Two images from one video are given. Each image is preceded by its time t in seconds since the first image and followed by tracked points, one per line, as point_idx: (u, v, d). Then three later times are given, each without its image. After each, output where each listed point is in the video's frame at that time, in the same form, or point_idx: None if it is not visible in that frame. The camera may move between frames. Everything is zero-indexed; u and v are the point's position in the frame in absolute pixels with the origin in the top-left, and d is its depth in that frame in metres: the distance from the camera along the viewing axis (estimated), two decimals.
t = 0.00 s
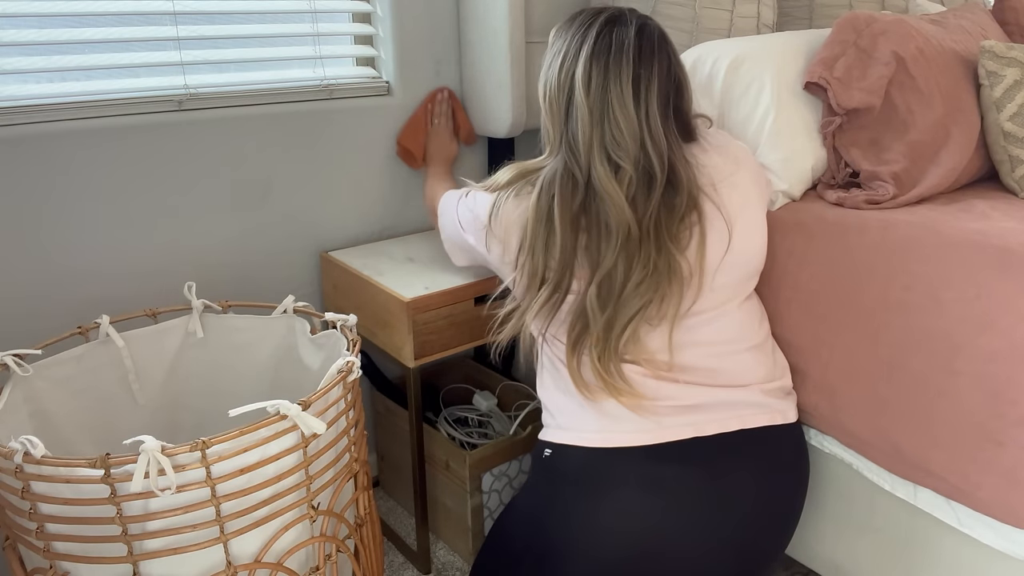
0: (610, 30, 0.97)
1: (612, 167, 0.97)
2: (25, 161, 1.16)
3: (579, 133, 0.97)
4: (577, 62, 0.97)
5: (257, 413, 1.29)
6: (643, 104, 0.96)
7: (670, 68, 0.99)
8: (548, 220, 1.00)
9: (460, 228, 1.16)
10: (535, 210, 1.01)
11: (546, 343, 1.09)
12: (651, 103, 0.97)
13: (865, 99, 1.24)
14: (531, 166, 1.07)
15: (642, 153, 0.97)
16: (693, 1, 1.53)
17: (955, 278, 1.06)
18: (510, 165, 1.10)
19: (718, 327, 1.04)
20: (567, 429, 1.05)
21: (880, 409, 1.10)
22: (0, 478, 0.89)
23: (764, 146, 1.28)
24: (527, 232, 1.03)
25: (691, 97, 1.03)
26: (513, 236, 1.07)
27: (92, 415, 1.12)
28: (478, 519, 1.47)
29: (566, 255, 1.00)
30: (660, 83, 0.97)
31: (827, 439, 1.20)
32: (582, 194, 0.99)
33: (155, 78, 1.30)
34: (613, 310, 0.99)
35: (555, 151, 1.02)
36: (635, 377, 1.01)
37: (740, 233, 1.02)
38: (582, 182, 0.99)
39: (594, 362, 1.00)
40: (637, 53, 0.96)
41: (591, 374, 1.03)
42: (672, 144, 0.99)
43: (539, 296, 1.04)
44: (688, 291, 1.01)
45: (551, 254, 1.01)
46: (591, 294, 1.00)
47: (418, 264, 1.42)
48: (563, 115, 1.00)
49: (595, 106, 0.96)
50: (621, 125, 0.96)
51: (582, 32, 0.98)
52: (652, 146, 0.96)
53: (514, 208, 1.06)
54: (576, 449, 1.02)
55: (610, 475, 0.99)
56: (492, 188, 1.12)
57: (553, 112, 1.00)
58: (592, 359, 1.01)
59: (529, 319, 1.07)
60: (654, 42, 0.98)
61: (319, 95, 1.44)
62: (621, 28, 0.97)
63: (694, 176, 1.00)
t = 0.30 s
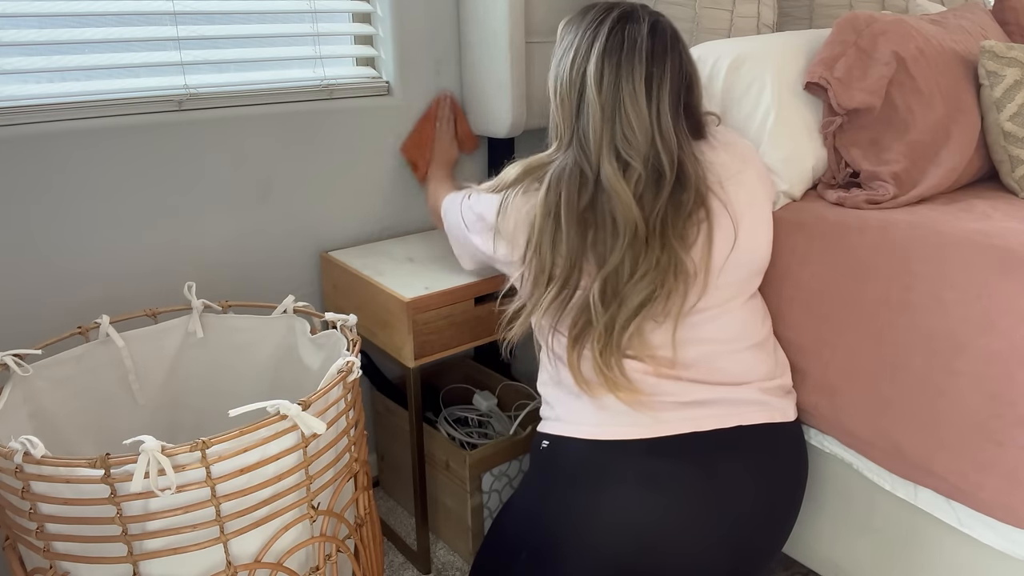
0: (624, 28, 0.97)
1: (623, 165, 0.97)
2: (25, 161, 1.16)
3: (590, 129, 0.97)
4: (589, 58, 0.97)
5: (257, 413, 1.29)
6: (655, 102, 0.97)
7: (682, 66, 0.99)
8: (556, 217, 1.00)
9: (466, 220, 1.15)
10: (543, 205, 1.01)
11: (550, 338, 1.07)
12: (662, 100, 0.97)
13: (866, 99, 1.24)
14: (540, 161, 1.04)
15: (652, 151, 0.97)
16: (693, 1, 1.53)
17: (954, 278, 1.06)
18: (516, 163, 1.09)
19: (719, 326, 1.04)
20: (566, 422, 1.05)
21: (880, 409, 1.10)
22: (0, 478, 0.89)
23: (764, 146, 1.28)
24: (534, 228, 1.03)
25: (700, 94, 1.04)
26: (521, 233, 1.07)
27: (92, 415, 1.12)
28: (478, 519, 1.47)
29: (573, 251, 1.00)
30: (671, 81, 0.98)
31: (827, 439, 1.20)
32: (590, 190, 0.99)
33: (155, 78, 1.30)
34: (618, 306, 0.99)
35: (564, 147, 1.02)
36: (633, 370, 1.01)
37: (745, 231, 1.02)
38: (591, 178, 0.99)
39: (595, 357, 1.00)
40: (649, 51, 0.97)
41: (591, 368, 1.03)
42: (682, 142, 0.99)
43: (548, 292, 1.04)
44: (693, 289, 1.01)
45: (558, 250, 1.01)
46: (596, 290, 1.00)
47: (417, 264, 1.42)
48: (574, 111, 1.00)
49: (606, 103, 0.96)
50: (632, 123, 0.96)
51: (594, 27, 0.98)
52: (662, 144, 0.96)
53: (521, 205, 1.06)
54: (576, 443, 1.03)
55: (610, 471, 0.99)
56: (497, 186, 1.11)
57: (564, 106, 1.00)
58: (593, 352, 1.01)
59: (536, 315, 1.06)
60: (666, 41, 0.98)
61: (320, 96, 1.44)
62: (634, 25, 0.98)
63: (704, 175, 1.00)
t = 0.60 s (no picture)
0: (605, 35, 0.96)
1: (604, 174, 0.97)
2: (25, 161, 1.16)
3: (570, 138, 0.97)
4: (571, 66, 0.97)
5: (257, 413, 1.29)
6: (633, 109, 0.95)
7: (663, 71, 0.98)
8: (542, 225, 1.01)
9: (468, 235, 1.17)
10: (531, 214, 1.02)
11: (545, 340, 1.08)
12: (641, 107, 0.96)
13: (865, 99, 1.24)
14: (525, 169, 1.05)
15: (630, 158, 0.96)
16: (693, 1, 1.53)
17: (954, 278, 1.06)
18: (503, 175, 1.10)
19: (719, 327, 1.04)
20: (565, 420, 1.05)
21: (881, 410, 1.10)
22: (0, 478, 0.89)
23: (764, 146, 1.28)
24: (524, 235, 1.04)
25: (688, 97, 1.02)
26: (514, 243, 1.07)
27: (92, 415, 1.12)
28: (478, 519, 1.47)
29: (561, 258, 1.01)
30: (654, 87, 0.97)
31: (827, 439, 1.20)
32: (574, 199, 0.99)
33: (155, 79, 1.30)
34: (602, 313, 1.00)
35: (550, 153, 1.02)
36: (625, 371, 1.01)
37: (737, 231, 1.02)
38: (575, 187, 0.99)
39: (585, 360, 1.01)
40: (630, 58, 0.95)
41: (582, 368, 1.03)
42: (662, 148, 0.97)
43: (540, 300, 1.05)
44: (681, 292, 1.01)
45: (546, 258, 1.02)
46: (576, 295, 1.00)
47: (417, 264, 1.42)
48: (557, 118, 1.00)
49: (586, 112, 0.96)
50: (610, 131, 0.95)
51: (577, 35, 0.98)
52: (640, 151, 0.95)
53: (514, 216, 1.06)
54: (575, 441, 1.03)
55: (610, 470, 0.99)
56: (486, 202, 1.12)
57: (548, 115, 1.00)
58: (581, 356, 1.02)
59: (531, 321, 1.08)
60: (648, 47, 0.97)
61: (320, 96, 1.44)
62: (615, 32, 0.97)
63: (693, 176, 1.00)
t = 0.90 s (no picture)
0: (598, 35, 0.96)
1: (597, 176, 0.97)
2: (26, 161, 1.16)
3: (565, 140, 0.97)
4: (564, 67, 0.97)
5: (257, 413, 1.29)
6: (627, 110, 0.96)
7: (657, 71, 0.98)
8: (536, 226, 1.01)
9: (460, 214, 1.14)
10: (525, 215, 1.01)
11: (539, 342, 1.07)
12: (635, 107, 0.96)
13: (865, 99, 1.24)
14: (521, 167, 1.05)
15: (626, 160, 0.96)
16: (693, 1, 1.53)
17: (954, 279, 1.06)
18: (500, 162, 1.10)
19: (719, 327, 1.04)
20: (563, 418, 1.06)
21: (881, 410, 1.10)
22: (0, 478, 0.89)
23: (764, 146, 1.28)
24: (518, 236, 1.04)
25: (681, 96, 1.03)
26: (506, 236, 1.07)
27: (92, 415, 1.12)
28: (478, 519, 1.47)
29: (556, 260, 1.01)
30: (647, 88, 0.97)
31: (826, 439, 1.20)
32: (567, 200, 0.98)
33: (154, 79, 1.30)
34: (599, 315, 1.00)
35: (544, 154, 1.02)
36: (621, 370, 1.01)
37: (729, 229, 1.02)
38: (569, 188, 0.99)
39: (578, 362, 1.01)
40: (624, 59, 0.95)
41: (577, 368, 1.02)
42: (657, 149, 0.97)
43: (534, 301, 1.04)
44: (676, 291, 1.01)
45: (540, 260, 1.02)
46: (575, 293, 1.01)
47: (417, 264, 1.42)
48: (551, 119, 1.00)
49: (581, 113, 0.96)
50: (605, 132, 0.95)
51: (570, 35, 0.98)
52: (635, 153, 0.96)
53: (505, 209, 1.07)
54: (575, 440, 1.03)
55: (611, 469, 0.99)
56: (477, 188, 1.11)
57: (542, 115, 1.00)
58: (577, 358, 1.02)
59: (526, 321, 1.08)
60: (641, 48, 0.97)
61: (320, 96, 1.43)
62: (608, 32, 0.96)
63: (687, 176, 1.00)
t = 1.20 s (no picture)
0: (609, 36, 0.96)
1: (610, 178, 0.97)
2: (26, 161, 1.16)
3: (577, 142, 0.97)
4: (575, 69, 0.97)
5: (257, 413, 1.29)
6: (639, 112, 0.96)
7: (668, 73, 0.98)
8: (547, 229, 1.00)
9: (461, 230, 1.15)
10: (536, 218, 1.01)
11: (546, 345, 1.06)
12: (647, 110, 0.96)
13: (865, 99, 1.24)
14: (531, 172, 1.03)
15: (638, 162, 0.96)
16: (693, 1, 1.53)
17: (953, 279, 1.06)
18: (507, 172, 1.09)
19: (719, 326, 1.03)
20: (568, 424, 1.05)
21: (881, 410, 1.10)
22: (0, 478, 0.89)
23: (764, 146, 1.28)
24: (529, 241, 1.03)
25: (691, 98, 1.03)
26: (517, 247, 1.06)
27: (92, 415, 1.12)
28: (478, 519, 1.47)
29: (567, 264, 1.00)
30: (658, 90, 0.97)
31: (826, 438, 1.20)
32: (580, 202, 0.99)
33: (155, 79, 1.30)
34: (609, 318, 1.00)
35: (553, 157, 1.01)
36: (629, 375, 1.00)
37: (740, 230, 1.02)
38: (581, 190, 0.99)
39: (587, 365, 1.00)
40: (635, 60, 0.96)
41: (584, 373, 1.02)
42: (669, 151, 0.98)
43: (545, 306, 1.04)
44: (687, 293, 1.01)
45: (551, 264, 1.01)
46: (585, 301, 1.00)
47: (417, 264, 1.42)
48: (561, 121, 0.99)
49: (593, 115, 0.96)
50: (617, 134, 0.96)
51: (579, 36, 0.98)
52: (648, 155, 0.96)
53: (517, 221, 1.05)
54: (576, 441, 1.03)
55: (611, 470, 0.99)
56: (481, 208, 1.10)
57: (552, 117, 1.00)
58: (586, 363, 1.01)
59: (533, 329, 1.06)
60: (652, 49, 0.97)
61: (319, 96, 1.44)
62: (619, 34, 0.97)
63: (698, 178, 1.00)
